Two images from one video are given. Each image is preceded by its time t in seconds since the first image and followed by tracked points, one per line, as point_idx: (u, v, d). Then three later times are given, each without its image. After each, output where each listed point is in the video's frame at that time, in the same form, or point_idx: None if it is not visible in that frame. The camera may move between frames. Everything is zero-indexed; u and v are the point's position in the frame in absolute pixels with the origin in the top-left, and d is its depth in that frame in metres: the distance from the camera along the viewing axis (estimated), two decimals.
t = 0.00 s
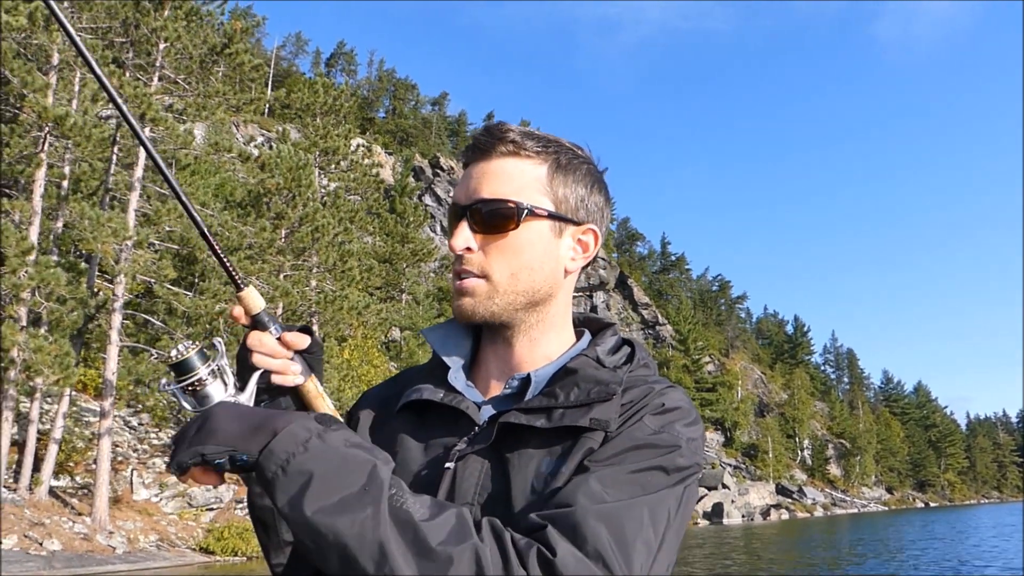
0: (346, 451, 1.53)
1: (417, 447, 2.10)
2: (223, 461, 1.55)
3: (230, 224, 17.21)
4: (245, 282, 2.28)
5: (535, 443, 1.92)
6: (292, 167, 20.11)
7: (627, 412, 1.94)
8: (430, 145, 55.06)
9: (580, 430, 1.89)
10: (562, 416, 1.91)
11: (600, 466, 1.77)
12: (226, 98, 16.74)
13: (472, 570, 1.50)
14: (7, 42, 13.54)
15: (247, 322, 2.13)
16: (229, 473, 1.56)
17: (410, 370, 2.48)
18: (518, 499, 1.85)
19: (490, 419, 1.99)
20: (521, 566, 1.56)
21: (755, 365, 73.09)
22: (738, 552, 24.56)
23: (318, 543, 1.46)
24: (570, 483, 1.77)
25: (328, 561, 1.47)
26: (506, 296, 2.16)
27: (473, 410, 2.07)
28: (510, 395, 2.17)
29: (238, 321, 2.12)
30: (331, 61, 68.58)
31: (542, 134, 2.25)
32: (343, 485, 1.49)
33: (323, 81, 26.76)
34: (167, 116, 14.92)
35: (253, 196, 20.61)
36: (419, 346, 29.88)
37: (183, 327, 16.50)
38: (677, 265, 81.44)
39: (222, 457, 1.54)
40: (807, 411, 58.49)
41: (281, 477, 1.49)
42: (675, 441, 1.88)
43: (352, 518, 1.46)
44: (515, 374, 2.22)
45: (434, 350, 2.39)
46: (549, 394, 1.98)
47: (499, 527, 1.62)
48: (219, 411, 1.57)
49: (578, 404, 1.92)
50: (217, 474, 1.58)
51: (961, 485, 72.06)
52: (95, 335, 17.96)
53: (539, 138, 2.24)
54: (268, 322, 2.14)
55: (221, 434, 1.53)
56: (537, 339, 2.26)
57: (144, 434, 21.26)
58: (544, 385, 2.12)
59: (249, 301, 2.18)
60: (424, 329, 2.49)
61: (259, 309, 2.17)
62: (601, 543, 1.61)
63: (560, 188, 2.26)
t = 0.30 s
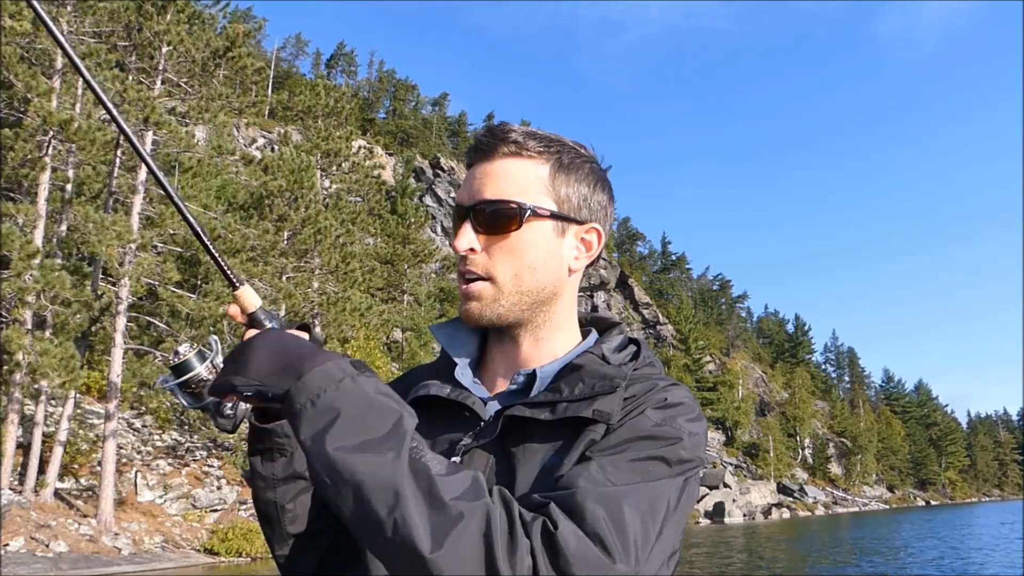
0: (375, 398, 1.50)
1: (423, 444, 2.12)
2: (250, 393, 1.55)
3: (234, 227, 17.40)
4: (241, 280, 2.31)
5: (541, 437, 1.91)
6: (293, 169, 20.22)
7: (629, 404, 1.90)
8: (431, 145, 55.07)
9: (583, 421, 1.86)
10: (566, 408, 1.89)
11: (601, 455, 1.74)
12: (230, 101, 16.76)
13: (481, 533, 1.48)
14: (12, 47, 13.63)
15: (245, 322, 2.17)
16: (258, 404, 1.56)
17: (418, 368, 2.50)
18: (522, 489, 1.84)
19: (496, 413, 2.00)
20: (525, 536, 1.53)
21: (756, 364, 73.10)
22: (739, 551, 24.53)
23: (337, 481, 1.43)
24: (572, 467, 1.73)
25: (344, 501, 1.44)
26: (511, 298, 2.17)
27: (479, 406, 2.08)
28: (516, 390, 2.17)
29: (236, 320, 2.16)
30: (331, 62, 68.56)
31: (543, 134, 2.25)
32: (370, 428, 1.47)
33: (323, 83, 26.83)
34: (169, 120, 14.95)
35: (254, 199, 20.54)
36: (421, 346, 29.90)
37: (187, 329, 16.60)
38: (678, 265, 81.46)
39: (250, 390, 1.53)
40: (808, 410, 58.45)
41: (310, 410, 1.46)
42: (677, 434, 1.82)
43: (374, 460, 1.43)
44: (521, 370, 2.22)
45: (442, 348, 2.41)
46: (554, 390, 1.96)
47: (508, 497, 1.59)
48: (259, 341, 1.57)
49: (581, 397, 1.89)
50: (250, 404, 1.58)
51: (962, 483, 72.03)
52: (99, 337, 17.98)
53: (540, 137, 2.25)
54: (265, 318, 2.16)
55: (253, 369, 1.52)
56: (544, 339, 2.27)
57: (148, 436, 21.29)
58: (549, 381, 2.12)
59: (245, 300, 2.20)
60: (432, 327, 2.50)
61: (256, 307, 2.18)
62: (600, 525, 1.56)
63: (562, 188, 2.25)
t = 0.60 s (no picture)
0: (376, 426, 1.58)
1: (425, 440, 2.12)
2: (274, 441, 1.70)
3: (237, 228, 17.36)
4: (250, 281, 2.34)
5: (541, 433, 1.91)
6: (295, 170, 20.14)
7: (629, 401, 1.91)
8: (431, 145, 55.05)
9: (584, 417, 1.87)
10: (565, 405, 1.90)
11: (604, 451, 1.74)
12: (233, 102, 16.82)
13: (487, 536, 1.49)
14: (17, 50, 13.67)
15: (252, 320, 2.18)
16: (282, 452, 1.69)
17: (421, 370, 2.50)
18: (523, 487, 1.85)
19: (495, 410, 2.00)
20: (535, 536, 1.53)
21: (756, 364, 73.11)
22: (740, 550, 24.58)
23: (346, 506, 1.52)
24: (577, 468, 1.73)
25: (355, 526, 1.53)
26: (508, 296, 2.18)
27: (480, 404, 2.09)
28: (515, 388, 2.19)
29: (244, 318, 2.17)
30: (331, 62, 68.53)
31: (545, 137, 2.27)
32: (374, 451, 1.55)
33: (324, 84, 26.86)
34: (173, 122, 15.08)
35: (257, 199, 20.49)
36: (421, 347, 29.90)
37: (190, 330, 16.68)
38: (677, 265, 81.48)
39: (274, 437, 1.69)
40: (808, 409, 58.42)
41: (319, 443, 1.57)
42: (678, 429, 1.83)
43: (378, 481, 1.51)
44: (520, 368, 2.24)
45: (443, 347, 2.41)
46: (553, 387, 1.97)
47: (516, 501, 1.60)
48: (275, 402, 1.72)
49: (581, 394, 1.90)
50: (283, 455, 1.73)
51: (961, 483, 71.97)
52: (102, 337, 18.00)
53: (542, 139, 2.26)
54: (270, 315, 2.18)
55: (271, 418, 1.68)
56: (542, 338, 2.27)
57: (150, 436, 21.31)
58: (548, 378, 2.13)
59: (254, 298, 2.24)
60: (433, 327, 2.51)
61: (265, 306, 2.20)
62: (609, 521, 1.56)
63: (562, 190, 2.27)
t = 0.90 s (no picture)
0: (341, 422, 1.58)
1: (428, 436, 2.13)
2: (237, 433, 1.68)
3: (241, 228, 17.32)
4: (267, 268, 2.33)
5: (541, 426, 1.91)
6: (297, 171, 19.80)
7: (627, 395, 1.91)
8: (431, 145, 55.12)
9: (582, 409, 1.86)
10: (564, 397, 1.89)
11: (599, 440, 1.75)
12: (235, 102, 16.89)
13: (468, 519, 1.50)
14: (22, 51, 13.71)
15: (271, 306, 2.16)
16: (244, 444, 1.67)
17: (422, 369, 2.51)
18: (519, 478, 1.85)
19: (496, 405, 2.00)
20: (516, 515, 1.54)
21: (755, 365, 73.19)
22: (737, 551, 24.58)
23: (320, 502, 1.51)
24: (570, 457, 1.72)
25: (329, 516, 1.51)
26: (514, 296, 2.19)
27: (480, 399, 2.09)
28: (516, 383, 2.19)
29: (263, 304, 2.14)
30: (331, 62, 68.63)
31: (553, 139, 2.28)
32: (348, 444, 1.56)
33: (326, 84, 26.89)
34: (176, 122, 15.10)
35: (258, 200, 20.26)
36: (421, 347, 29.94)
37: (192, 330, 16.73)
38: (677, 266, 81.57)
39: (237, 429, 1.66)
40: (807, 411, 58.49)
41: (288, 440, 1.57)
42: (673, 420, 1.84)
43: (353, 472, 1.51)
44: (522, 363, 2.24)
45: (448, 345, 2.43)
46: (553, 381, 1.96)
47: (494, 485, 1.60)
48: (238, 393, 1.70)
49: (579, 387, 1.89)
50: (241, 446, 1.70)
51: (960, 484, 72.05)
52: (105, 337, 18.05)
53: (551, 142, 2.27)
54: (290, 304, 2.18)
55: (235, 409, 1.66)
56: (546, 338, 2.28)
57: (151, 435, 21.33)
58: (549, 374, 2.14)
59: (272, 285, 2.21)
60: (436, 324, 2.53)
61: (282, 292, 2.20)
62: (592, 501, 1.56)
63: (571, 192, 2.27)
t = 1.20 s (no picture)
0: (393, 363, 1.65)
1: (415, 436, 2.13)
2: (295, 343, 1.83)
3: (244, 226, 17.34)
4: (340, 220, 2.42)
5: (530, 422, 1.91)
6: (299, 170, 20.02)
7: (616, 389, 1.90)
8: (432, 144, 55.14)
9: (571, 403, 1.86)
10: (553, 392, 1.88)
11: (588, 433, 1.75)
12: (240, 100, 16.78)
13: (478, 494, 1.52)
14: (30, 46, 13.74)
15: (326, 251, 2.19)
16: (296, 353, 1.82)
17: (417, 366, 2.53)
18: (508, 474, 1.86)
19: (486, 400, 2.00)
20: (518, 503, 1.56)
21: (753, 368, 73.19)
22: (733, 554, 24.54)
23: (352, 439, 1.58)
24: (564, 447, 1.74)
25: (354, 453, 1.57)
26: (505, 295, 2.20)
27: (472, 395, 2.10)
28: (506, 377, 2.19)
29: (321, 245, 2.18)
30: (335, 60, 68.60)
31: (544, 134, 2.29)
32: (391, 390, 1.61)
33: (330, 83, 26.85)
34: (181, 119, 15.12)
35: (262, 198, 20.36)
36: (421, 346, 29.94)
37: (194, 325, 16.79)
38: (677, 268, 81.56)
39: (295, 340, 1.81)
40: (804, 414, 58.51)
41: (340, 368, 1.66)
42: (663, 414, 1.82)
43: (387, 418, 1.56)
44: (512, 358, 2.25)
45: (440, 341, 2.47)
46: (543, 375, 1.95)
47: (505, 467, 1.63)
48: (315, 304, 1.82)
49: (568, 381, 1.89)
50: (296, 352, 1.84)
51: (955, 490, 72.03)
52: (107, 331, 18.09)
53: (540, 137, 2.29)
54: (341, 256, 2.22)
55: (302, 324, 1.79)
56: (537, 336, 2.30)
57: (151, 430, 21.35)
58: (538, 369, 2.14)
59: (338, 233, 2.27)
60: (429, 320, 2.55)
61: (341, 244, 2.22)
62: (585, 495, 1.58)
63: (560, 188, 2.29)
